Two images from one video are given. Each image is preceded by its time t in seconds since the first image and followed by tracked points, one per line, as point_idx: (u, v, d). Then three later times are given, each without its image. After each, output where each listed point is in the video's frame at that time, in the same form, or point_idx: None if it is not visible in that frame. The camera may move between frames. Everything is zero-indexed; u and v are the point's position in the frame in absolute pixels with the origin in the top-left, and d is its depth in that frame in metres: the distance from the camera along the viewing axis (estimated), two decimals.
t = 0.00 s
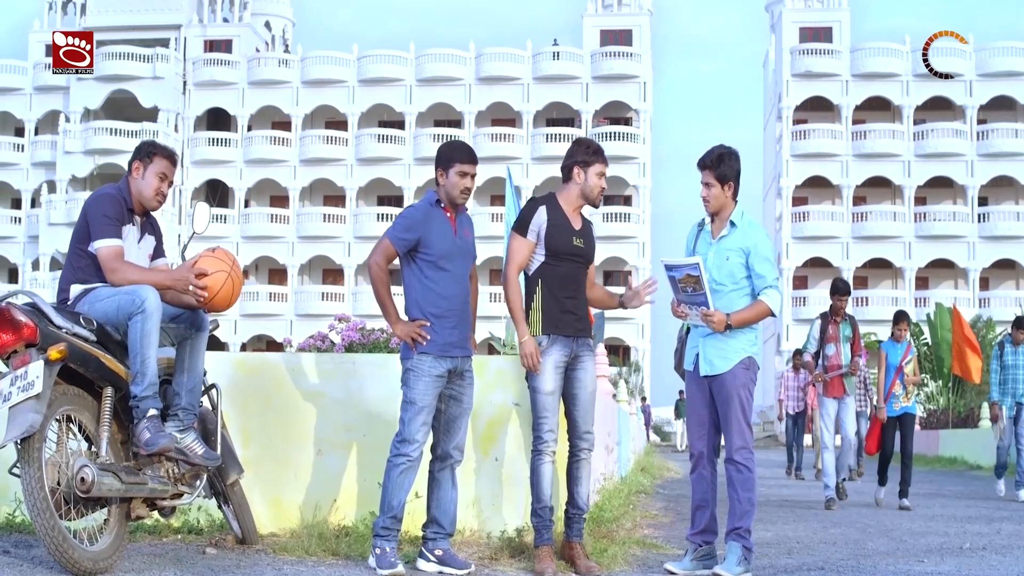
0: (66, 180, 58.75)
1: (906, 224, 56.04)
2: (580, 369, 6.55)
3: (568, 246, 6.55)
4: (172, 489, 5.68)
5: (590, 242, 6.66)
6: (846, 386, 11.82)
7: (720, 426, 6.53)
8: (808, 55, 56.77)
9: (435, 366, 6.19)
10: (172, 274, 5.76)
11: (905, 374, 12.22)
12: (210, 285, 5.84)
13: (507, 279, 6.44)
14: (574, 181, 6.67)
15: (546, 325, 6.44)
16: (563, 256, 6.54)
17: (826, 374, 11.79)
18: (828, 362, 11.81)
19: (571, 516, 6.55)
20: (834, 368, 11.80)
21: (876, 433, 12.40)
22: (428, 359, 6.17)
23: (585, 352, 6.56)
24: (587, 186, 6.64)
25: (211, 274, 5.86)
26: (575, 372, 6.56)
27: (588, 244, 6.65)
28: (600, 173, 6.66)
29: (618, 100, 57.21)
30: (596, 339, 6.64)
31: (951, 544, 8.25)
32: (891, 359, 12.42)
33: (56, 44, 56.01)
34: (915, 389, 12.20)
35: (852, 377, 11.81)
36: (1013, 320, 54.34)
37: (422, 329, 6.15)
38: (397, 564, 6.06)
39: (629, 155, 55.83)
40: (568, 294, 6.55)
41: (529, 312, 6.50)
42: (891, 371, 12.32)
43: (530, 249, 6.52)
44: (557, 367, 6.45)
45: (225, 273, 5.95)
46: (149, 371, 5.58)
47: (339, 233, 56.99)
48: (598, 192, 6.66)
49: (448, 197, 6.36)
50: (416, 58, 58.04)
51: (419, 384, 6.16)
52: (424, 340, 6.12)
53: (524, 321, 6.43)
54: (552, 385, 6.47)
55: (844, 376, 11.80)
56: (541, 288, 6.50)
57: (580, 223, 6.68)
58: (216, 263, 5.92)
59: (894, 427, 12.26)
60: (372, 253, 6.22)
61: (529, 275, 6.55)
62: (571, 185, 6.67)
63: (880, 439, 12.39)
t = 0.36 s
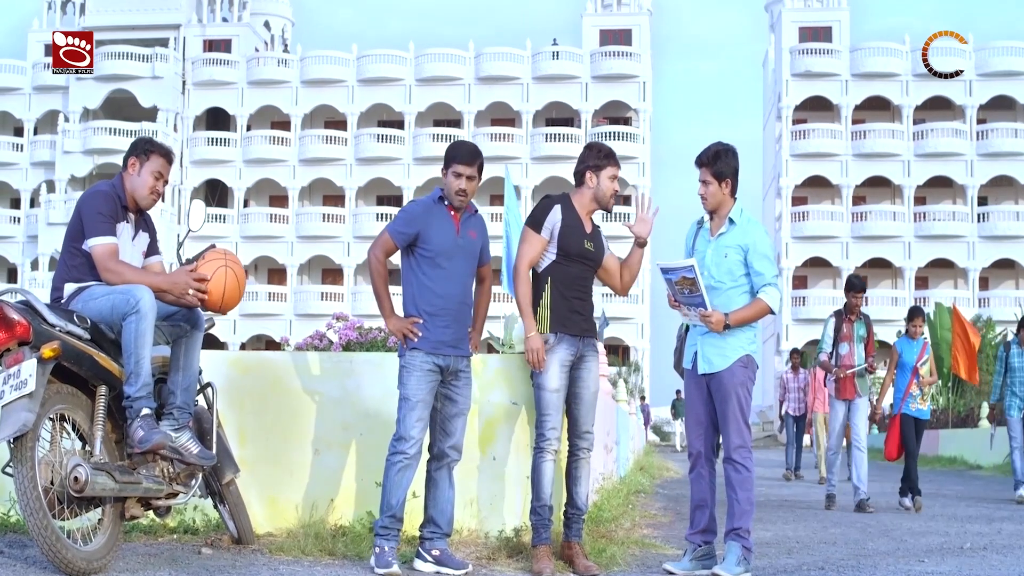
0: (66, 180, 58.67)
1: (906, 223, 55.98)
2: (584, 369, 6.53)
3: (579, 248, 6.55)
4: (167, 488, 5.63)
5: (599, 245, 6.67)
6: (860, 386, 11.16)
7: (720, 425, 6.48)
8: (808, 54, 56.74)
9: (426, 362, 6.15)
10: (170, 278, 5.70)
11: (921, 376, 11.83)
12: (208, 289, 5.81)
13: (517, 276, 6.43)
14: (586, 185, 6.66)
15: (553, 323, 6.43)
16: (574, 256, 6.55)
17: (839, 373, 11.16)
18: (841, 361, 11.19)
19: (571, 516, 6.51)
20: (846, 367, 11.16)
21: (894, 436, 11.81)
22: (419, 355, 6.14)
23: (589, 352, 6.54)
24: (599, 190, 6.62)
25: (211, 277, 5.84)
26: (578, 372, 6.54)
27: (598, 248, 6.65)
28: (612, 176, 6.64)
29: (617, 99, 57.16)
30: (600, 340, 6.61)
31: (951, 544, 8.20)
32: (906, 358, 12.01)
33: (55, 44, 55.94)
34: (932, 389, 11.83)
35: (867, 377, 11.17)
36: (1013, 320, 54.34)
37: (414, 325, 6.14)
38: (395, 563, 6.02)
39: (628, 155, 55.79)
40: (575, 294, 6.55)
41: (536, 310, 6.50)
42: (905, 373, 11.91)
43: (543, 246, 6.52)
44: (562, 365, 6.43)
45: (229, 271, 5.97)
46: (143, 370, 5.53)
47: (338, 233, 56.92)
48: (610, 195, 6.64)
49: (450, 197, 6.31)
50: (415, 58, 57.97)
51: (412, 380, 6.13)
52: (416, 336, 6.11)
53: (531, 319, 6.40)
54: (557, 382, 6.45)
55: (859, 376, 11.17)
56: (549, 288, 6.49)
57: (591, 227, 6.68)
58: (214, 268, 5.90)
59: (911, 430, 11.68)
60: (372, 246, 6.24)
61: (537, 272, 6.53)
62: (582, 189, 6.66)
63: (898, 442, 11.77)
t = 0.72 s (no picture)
0: (64, 180, 58.56)
1: (906, 223, 55.88)
2: (586, 369, 6.49)
3: (586, 249, 6.51)
4: (161, 487, 5.58)
5: (607, 247, 6.61)
6: (875, 379, 10.78)
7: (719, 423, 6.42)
8: (807, 54, 56.69)
9: (418, 360, 6.13)
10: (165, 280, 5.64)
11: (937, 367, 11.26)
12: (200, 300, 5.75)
13: (522, 271, 6.37)
14: (597, 187, 6.60)
15: (556, 322, 6.39)
16: (579, 257, 6.50)
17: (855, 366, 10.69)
18: (856, 353, 10.73)
19: (570, 516, 6.47)
20: (862, 360, 10.71)
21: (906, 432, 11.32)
22: (411, 353, 6.12)
23: (592, 352, 6.50)
24: (610, 192, 6.56)
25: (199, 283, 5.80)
26: (580, 371, 6.50)
27: (605, 250, 6.60)
28: (621, 177, 6.58)
29: (617, 99, 57.10)
30: (602, 340, 6.57)
31: (951, 544, 8.14)
32: (920, 350, 11.45)
33: (55, 44, 55.78)
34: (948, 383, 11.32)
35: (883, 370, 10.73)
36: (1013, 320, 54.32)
37: (405, 323, 6.14)
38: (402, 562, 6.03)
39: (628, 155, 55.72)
40: (579, 295, 6.51)
41: (540, 308, 6.45)
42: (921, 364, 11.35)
43: (551, 245, 6.47)
44: (565, 362, 6.39)
45: (220, 278, 5.92)
46: (138, 368, 5.49)
47: (337, 233, 56.86)
48: (621, 196, 6.58)
49: (444, 194, 6.28)
50: (415, 58, 57.88)
51: (406, 377, 6.10)
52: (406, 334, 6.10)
53: (533, 315, 6.37)
54: (558, 380, 6.41)
55: (875, 368, 10.72)
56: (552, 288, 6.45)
57: (600, 229, 6.63)
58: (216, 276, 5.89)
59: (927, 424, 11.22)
60: (368, 242, 6.30)
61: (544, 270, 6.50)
62: (593, 191, 6.61)
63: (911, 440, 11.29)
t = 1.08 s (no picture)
0: (64, 180, 58.51)
1: (906, 223, 55.83)
2: (587, 368, 6.45)
3: (590, 249, 6.46)
4: (157, 487, 5.54)
5: (611, 247, 6.56)
6: (888, 380, 10.61)
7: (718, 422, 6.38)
8: (807, 54, 56.68)
9: (412, 361, 6.10)
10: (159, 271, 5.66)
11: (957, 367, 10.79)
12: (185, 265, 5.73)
13: (526, 270, 6.34)
14: (601, 184, 6.56)
15: (558, 320, 6.35)
16: (583, 257, 6.45)
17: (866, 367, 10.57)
18: (869, 352, 10.63)
19: (570, 515, 6.42)
20: (875, 359, 10.60)
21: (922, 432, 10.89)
22: (404, 355, 6.09)
23: (594, 351, 6.46)
24: (615, 189, 6.52)
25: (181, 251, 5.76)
26: (581, 370, 6.46)
27: (609, 250, 6.56)
28: (627, 175, 6.53)
29: (617, 99, 57.07)
30: (603, 339, 6.53)
31: (952, 544, 8.11)
32: (941, 348, 11.00)
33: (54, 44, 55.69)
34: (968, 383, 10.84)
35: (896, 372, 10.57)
36: (1013, 320, 54.28)
37: (398, 323, 6.10)
38: (403, 563, 5.99)
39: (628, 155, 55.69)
40: (581, 294, 6.47)
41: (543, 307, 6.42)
42: (941, 362, 10.90)
43: (555, 243, 6.41)
44: (566, 363, 6.35)
45: (197, 243, 5.81)
46: (133, 366, 5.44)
47: (337, 233, 56.84)
48: (626, 194, 6.54)
49: (430, 189, 6.24)
50: (415, 57, 57.84)
51: (400, 379, 6.08)
52: (399, 335, 6.06)
53: (536, 313, 6.32)
54: (560, 379, 6.37)
55: (887, 370, 10.58)
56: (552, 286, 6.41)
57: (604, 228, 6.58)
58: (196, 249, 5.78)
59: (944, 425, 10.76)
60: (355, 245, 6.22)
61: (547, 267, 6.45)
62: (597, 189, 6.55)
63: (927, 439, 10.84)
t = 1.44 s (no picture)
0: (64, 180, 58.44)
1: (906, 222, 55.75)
2: (587, 366, 6.40)
3: (592, 248, 6.41)
4: (152, 487, 5.49)
5: (613, 244, 6.51)
6: (903, 375, 10.01)
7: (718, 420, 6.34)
8: (807, 53, 56.68)
9: (404, 362, 6.05)
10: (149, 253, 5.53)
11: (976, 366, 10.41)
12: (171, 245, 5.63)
13: (527, 267, 6.29)
14: (603, 182, 6.51)
15: (559, 319, 6.32)
16: (584, 256, 6.40)
17: (882, 358, 10.00)
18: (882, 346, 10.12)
19: (569, 514, 6.37)
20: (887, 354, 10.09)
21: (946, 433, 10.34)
22: (397, 355, 6.05)
23: (594, 350, 6.42)
24: (617, 187, 6.47)
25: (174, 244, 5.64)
26: (581, 369, 6.42)
27: (611, 249, 6.51)
28: (630, 172, 6.48)
29: (616, 98, 57.01)
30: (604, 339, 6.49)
31: (953, 544, 8.05)
32: (958, 347, 10.63)
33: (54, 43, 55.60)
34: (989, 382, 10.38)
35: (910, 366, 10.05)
36: (1013, 319, 54.22)
37: (389, 323, 6.04)
38: (400, 563, 5.94)
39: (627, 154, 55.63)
40: (582, 294, 6.42)
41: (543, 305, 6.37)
42: (959, 363, 10.52)
43: (557, 241, 6.36)
44: (567, 362, 6.31)
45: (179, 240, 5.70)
46: (128, 365, 5.40)
47: (336, 232, 56.78)
48: (628, 192, 6.49)
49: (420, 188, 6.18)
50: (414, 57, 57.79)
51: (392, 380, 6.03)
52: (390, 334, 6.01)
53: (537, 311, 6.28)
54: (560, 378, 6.32)
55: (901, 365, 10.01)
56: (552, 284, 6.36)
57: (606, 227, 6.52)
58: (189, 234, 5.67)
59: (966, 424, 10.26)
60: (340, 246, 6.14)
61: (548, 266, 6.41)
62: (600, 187, 6.51)
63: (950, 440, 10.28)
